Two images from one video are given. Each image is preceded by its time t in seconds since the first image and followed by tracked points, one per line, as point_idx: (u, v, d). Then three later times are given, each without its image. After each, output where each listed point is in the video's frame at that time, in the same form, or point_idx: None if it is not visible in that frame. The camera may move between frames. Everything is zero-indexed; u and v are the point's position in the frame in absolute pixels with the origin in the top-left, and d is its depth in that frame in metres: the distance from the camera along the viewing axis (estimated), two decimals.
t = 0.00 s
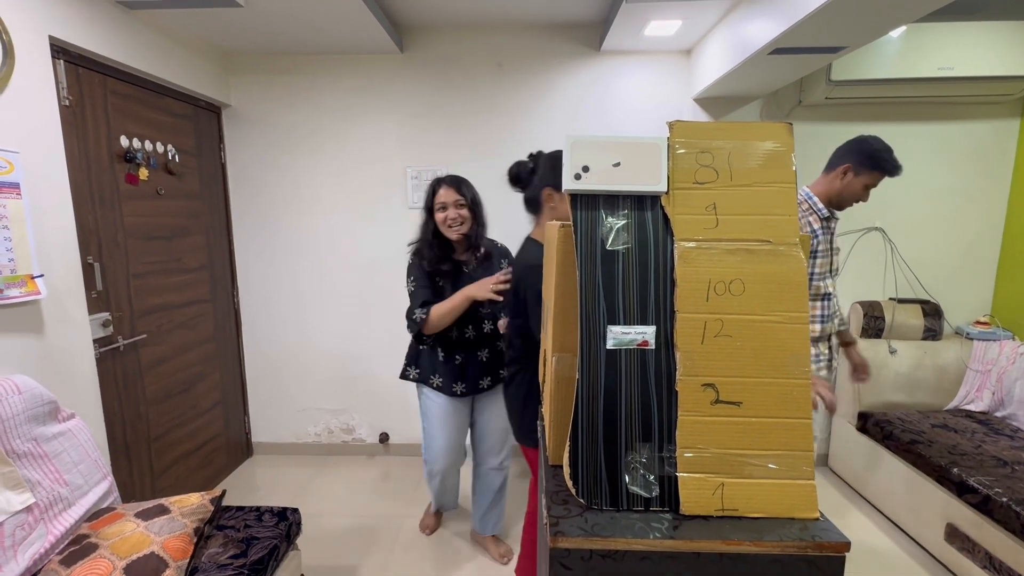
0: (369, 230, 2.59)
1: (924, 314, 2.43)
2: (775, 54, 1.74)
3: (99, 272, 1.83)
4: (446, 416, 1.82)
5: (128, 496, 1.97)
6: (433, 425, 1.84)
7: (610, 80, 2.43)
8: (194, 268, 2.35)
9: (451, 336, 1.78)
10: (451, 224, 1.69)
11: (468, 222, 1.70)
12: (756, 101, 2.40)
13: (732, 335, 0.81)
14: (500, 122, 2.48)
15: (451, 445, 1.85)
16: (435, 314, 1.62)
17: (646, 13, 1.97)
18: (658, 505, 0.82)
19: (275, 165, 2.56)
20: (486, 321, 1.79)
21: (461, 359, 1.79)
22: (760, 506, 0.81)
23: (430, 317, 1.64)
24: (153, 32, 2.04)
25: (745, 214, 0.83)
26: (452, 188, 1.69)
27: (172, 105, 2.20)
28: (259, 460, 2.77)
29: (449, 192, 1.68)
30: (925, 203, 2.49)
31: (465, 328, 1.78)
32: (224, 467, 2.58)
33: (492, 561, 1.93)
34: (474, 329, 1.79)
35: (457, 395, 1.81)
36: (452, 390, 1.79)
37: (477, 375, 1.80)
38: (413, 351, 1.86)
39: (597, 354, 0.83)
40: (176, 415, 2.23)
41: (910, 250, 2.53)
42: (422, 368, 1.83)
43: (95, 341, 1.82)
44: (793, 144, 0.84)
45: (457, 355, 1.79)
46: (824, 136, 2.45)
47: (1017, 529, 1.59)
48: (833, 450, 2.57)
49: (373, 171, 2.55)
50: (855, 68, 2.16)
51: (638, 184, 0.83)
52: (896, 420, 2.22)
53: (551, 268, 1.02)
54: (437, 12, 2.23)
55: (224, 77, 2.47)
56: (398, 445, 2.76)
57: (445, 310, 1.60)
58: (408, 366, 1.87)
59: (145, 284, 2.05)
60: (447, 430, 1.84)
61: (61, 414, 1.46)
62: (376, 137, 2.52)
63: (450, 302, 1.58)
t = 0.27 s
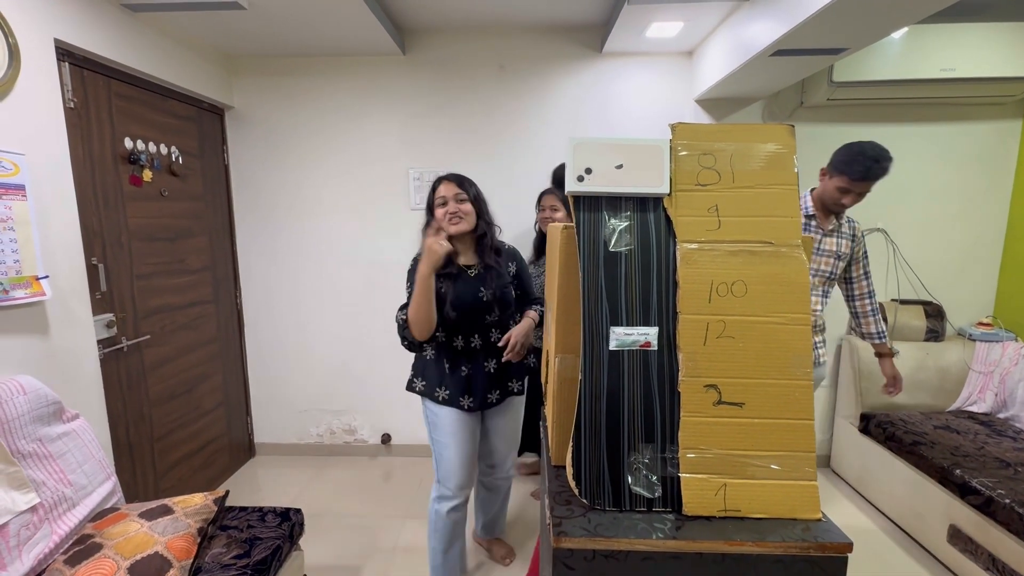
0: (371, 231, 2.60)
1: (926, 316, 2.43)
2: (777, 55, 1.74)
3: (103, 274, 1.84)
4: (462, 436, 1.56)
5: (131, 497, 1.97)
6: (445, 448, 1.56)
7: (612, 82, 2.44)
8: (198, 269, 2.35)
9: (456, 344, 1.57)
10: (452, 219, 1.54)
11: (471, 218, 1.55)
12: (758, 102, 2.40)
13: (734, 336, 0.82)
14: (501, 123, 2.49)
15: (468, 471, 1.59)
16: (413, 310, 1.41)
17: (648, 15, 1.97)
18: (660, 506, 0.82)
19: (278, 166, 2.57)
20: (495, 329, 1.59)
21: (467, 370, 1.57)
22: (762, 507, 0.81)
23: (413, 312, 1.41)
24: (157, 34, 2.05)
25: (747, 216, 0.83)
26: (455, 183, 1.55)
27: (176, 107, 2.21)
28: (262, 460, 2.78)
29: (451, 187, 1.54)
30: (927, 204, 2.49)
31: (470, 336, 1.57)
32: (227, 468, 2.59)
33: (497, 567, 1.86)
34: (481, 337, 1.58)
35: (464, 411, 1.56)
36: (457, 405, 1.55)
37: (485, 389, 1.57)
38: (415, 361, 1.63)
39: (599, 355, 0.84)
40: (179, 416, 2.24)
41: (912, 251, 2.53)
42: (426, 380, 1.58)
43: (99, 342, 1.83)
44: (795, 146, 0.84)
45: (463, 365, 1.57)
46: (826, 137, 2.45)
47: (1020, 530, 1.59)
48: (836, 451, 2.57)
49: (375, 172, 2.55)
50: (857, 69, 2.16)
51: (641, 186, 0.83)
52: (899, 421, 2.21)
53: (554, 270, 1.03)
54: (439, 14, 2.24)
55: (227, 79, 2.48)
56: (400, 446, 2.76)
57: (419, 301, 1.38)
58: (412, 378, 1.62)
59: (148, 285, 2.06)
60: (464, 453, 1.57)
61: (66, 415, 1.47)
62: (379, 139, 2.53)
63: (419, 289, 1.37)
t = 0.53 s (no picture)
0: (372, 232, 2.61)
1: (926, 316, 2.44)
2: (776, 56, 1.75)
3: (105, 275, 1.85)
4: (463, 459, 1.36)
5: (132, 497, 1.97)
6: (444, 474, 1.36)
7: (611, 83, 2.44)
8: (199, 270, 2.36)
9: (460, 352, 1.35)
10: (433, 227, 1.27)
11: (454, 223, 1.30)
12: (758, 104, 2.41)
13: (735, 337, 0.82)
14: (502, 124, 2.49)
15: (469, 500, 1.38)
16: (408, 322, 1.20)
17: (648, 16, 1.97)
18: (661, 506, 0.83)
19: (279, 168, 2.58)
20: (499, 328, 1.41)
21: (480, 377, 1.37)
22: (763, 507, 0.81)
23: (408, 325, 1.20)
24: (159, 36, 2.05)
25: (748, 218, 0.84)
26: (428, 182, 1.29)
27: (177, 108, 2.22)
28: (262, 461, 2.78)
29: (425, 191, 1.27)
30: (927, 205, 2.49)
31: (475, 341, 1.36)
32: (227, 468, 2.59)
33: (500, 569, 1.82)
34: (486, 339, 1.38)
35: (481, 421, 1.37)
36: (474, 418, 1.35)
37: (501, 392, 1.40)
38: (411, 385, 1.39)
39: (600, 355, 0.84)
40: (180, 417, 2.24)
41: (912, 252, 2.53)
42: (431, 403, 1.35)
43: (101, 343, 1.83)
44: (795, 148, 0.85)
45: (475, 372, 1.37)
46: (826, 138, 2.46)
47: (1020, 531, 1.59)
48: (836, 452, 2.57)
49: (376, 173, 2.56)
50: (857, 70, 2.16)
51: (642, 187, 0.84)
52: (899, 422, 2.22)
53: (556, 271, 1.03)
54: (440, 15, 2.25)
55: (228, 80, 2.48)
56: (401, 447, 2.77)
57: (415, 310, 1.18)
58: (413, 404, 1.38)
59: (150, 286, 2.07)
60: (465, 478, 1.38)
61: (68, 415, 1.48)
62: (379, 140, 2.53)
63: (413, 298, 1.16)
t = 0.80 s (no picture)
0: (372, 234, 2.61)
1: (927, 318, 2.43)
2: (777, 58, 1.75)
3: (106, 276, 1.85)
4: (460, 473, 1.32)
5: (132, 498, 1.98)
6: (440, 489, 1.32)
7: (612, 85, 2.44)
8: (200, 271, 2.36)
9: (461, 362, 1.28)
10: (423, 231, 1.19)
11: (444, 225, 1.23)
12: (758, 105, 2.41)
13: (736, 339, 0.82)
14: (502, 126, 2.50)
15: (466, 508, 1.36)
16: (415, 340, 1.10)
17: (649, 18, 1.98)
18: (662, 508, 0.83)
19: (280, 169, 2.58)
20: (495, 332, 1.36)
21: (484, 387, 1.32)
22: (764, 509, 0.81)
23: (415, 346, 1.11)
24: (160, 38, 2.06)
25: (749, 220, 0.84)
26: (416, 181, 1.19)
27: (178, 110, 2.22)
28: (263, 462, 2.78)
29: (415, 193, 1.17)
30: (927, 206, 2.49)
31: (476, 348, 1.30)
32: (228, 470, 2.59)
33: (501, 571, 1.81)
34: (487, 344, 1.32)
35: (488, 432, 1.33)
36: (481, 430, 1.30)
37: (507, 396, 1.37)
38: (409, 403, 1.30)
39: (602, 358, 0.84)
40: (181, 418, 2.24)
41: (913, 253, 2.53)
42: (435, 420, 1.28)
43: (102, 344, 1.83)
44: (795, 151, 0.85)
45: (480, 382, 1.31)
46: (826, 140, 2.46)
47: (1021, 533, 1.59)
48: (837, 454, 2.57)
49: (376, 174, 2.56)
50: (857, 71, 2.16)
51: (643, 190, 0.84)
52: (900, 424, 2.22)
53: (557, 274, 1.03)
54: (440, 17, 2.25)
55: (229, 82, 2.49)
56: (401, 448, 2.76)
57: (422, 327, 1.08)
58: (414, 423, 1.29)
59: (151, 287, 2.07)
60: (461, 490, 1.34)
61: (69, 417, 1.48)
62: (380, 141, 2.54)
63: (420, 315, 1.07)
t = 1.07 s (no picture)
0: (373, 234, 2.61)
1: (928, 318, 2.43)
2: (777, 59, 1.75)
3: (107, 276, 1.85)
4: (462, 479, 1.32)
5: (132, 499, 1.97)
6: (442, 495, 1.31)
7: (612, 85, 2.44)
8: (200, 271, 2.36)
9: (461, 367, 1.27)
10: (423, 229, 1.17)
11: (446, 224, 1.21)
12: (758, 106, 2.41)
13: (738, 339, 0.82)
14: (502, 127, 2.50)
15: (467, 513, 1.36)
16: (415, 348, 1.09)
17: (649, 18, 1.98)
18: (664, 509, 0.83)
19: (281, 169, 2.58)
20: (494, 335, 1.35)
21: (485, 392, 1.31)
22: (765, 510, 0.81)
23: (415, 352, 1.10)
24: (161, 39, 2.06)
25: (750, 221, 0.84)
26: (416, 179, 1.17)
27: (179, 110, 2.22)
28: (263, 463, 2.78)
29: (416, 189, 1.15)
30: (928, 207, 2.49)
31: (476, 352, 1.29)
32: (228, 470, 2.58)
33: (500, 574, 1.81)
34: (487, 348, 1.32)
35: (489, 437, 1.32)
36: (482, 435, 1.30)
37: (507, 399, 1.37)
38: (409, 411, 1.28)
39: (603, 358, 0.84)
40: (181, 418, 2.24)
41: (913, 254, 2.53)
42: (436, 428, 1.26)
43: (102, 345, 1.83)
44: (797, 151, 0.85)
45: (481, 387, 1.30)
46: (826, 140, 2.46)
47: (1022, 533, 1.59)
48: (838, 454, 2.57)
49: (377, 175, 2.56)
50: (857, 72, 2.16)
51: (644, 190, 0.84)
52: (901, 424, 2.21)
53: (557, 275, 1.04)
54: (441, 17, 2.25)
55: (230, 82, 2.49)
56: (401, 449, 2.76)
57: (420, 333, 1.07)
58: (415, 432, 1.27)
59: (151, 288, 2.07)
60: (462, 497, 1.34)
61: (69, 417, 1.48)
62: (381, 142, 2.54)
63: (420, 320, 1.06)
